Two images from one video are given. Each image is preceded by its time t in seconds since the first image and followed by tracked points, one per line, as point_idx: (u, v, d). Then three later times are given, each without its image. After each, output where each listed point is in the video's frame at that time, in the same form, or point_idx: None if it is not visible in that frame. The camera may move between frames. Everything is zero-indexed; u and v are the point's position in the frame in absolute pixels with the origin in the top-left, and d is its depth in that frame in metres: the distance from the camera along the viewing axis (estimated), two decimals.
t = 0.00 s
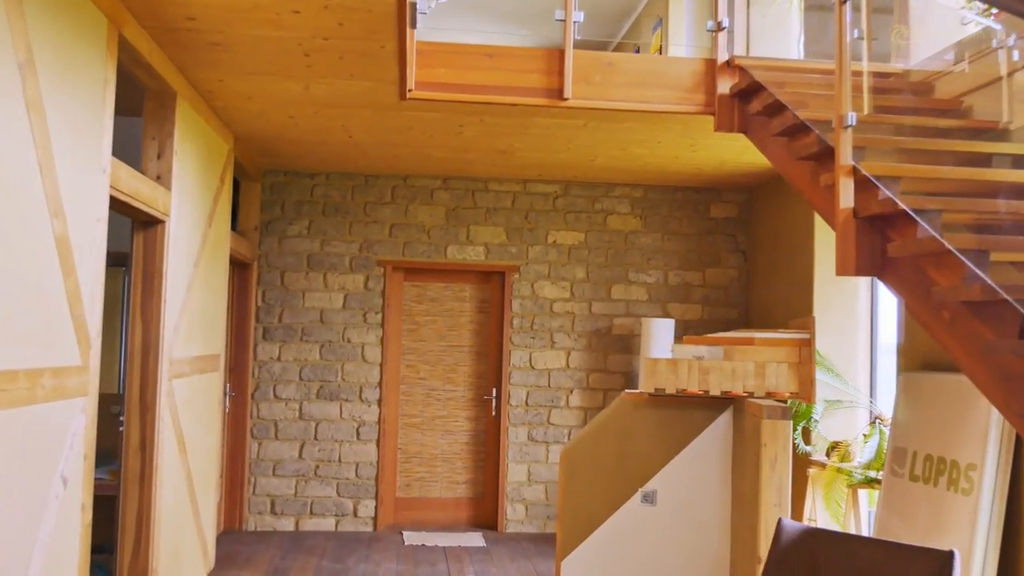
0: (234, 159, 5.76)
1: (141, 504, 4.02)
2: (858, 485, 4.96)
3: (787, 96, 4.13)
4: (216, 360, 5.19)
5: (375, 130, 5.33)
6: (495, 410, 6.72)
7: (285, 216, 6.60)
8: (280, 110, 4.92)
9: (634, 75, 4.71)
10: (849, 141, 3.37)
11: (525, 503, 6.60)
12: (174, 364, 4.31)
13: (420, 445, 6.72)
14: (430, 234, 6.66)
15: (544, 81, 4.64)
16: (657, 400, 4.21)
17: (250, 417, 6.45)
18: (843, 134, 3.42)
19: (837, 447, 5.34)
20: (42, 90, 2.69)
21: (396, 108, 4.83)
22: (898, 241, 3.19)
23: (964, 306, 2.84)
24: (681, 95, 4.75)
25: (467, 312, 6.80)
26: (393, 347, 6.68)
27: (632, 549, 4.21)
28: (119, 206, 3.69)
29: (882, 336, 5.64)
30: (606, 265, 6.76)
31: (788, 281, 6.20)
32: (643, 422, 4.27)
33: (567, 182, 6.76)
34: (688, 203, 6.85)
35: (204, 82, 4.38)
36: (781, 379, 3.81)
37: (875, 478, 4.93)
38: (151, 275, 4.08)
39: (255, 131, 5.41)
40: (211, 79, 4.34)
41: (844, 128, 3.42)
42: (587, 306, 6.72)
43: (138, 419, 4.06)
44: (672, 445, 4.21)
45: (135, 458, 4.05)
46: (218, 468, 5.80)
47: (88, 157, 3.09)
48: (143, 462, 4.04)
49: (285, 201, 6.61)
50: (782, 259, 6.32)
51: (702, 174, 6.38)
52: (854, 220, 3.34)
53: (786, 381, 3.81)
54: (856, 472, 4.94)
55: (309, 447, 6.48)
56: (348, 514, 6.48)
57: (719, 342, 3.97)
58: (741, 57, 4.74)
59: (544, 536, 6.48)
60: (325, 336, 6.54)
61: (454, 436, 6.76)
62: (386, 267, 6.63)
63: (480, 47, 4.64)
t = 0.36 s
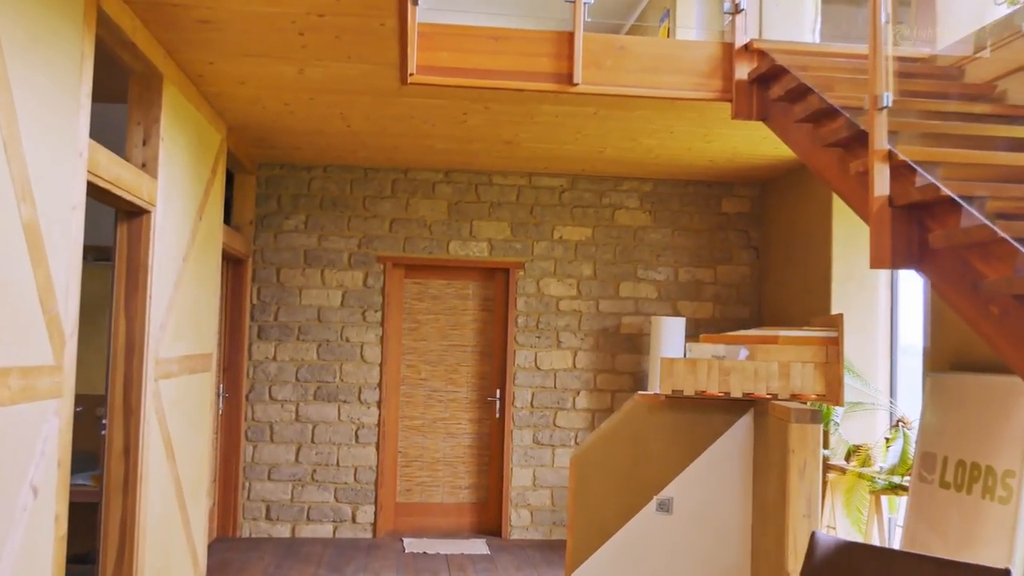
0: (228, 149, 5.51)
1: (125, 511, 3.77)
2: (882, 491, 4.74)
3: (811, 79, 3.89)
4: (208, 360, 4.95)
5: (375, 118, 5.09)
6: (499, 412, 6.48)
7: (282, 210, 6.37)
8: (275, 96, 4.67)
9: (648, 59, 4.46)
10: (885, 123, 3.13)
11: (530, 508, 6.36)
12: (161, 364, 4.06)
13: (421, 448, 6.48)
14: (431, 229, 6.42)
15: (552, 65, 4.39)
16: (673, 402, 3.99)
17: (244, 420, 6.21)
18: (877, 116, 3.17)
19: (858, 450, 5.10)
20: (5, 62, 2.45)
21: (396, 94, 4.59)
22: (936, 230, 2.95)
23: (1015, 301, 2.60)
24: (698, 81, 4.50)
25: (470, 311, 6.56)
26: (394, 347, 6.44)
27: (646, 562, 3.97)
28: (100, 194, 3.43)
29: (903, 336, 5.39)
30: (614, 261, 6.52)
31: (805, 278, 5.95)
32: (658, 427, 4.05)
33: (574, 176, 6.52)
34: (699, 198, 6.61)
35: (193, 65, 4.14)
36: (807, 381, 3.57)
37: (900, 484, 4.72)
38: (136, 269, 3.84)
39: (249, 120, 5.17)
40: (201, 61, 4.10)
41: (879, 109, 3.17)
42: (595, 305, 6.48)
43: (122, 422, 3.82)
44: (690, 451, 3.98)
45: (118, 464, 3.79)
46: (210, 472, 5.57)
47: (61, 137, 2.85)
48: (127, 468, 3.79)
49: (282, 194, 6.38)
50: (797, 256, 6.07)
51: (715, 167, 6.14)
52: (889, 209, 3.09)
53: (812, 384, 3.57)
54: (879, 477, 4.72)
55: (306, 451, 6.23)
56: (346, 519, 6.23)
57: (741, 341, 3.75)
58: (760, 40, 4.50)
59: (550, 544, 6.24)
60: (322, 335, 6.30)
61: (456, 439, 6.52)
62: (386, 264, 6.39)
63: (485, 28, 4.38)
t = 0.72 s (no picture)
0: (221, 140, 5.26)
1: (110, 523, 3.52)
2: (911, 498, 4.54)
3: (840, 61, 3.64)
4: (199, 360, 4.70)
5: (375, 106, 4.84)
6: (504, 414, 6.24)
7: (278, 204, 6.12)
8: (270, 82, 4.43)
9: (664, 42, 4.20)
10: (930, 104, 2.89)
11: (536, 514, 6.12)
12: (148, 365, 3.82)
13: (423, 452, 6.24)
14: (433, 224, 6.18)
15: (563, 48, 4.12)
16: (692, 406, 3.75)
17: (239, 422, 5.96)
18: (920, 96, 2.92)
19: (882, 456, 4.87)
20: None
21: (398, 80, 4.34)
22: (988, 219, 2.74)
23: None
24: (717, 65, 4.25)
25: (473, 309, 6.32)
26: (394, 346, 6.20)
27: None
28: (79, 182, 3.18)
29: (928, 335, 5.15)
30: (623, 257, 6.28)
31: (824, 275, 5.72)
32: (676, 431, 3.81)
33: (582, 169, 6.28)
34: (711, 191, 6.38)
35: (182, 47, 3.89)
36: (841, 383, 3.34)
37: (930, 491, 4.49)
38: (121, 266, 3.59)
39: (242, 108, 4.92)
40: (190, 43, 3.85)
41: (923, 90, 2.92)
42: (603, 302, 6.24)
43: (106, 428, 3.57)
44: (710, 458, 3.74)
45: (102, 473, 3.56)
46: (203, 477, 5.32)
47: (33, 118, 2.59)
48: (112, 477, 3.55)
49: (278, 188, 6.13)
50: (815, 251, 5.84)
51: (729, 159, 5.90)
52: (934, 196, 2.87)
53: (846, 386, 3.35)
54: (908, 485, 4.53)
55: (302, 455, 5.99)
56: (345, 526, 5.99)
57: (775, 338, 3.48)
58: (782, 22, 4.25)
59: (557, 551, 6.00)
60: (320, 334, 6.05)
61: (459, 442, 6.28)
62: (386, 260, 6.14)
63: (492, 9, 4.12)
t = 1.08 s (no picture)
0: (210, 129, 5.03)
1: (87, 533, 3.28)
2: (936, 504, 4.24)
3: (867, 37, 3.41)
4: (187, 360, 4.47)
5: (371, 92, 4.60)
6: (507, 416, 6.00)
7: (272, 197, 5.89)
8: (259, 64, 4.19)
9: (677, 21, 3.96)
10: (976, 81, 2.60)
11: (540, 520, 5.87)
12: (130, 364, 3.57)
13: (423, 455, 6.01)
14: (434, 218, 5.94)
15: (569, 27, 3.88)
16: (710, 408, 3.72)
17: (231, 425, 5.73)
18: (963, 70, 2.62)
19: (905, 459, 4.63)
20: None
21: (395, 61, 4.10)
22: None
23: None
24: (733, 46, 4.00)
25: (475, 307, 6.08)
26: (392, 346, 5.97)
27: None
28: (48, 164, 2.94)
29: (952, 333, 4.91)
30: (630, 253, 6.04)
31: (840, 271, 5.48)
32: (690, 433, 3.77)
33: (588, 160, 6.04)
34: (722, 184, 6.14)
35: (164, 25, 3.65)
36: (873, 384, 3.11)
37: (955, 496, 4.20)
38: (99, 258, 3.35)
39: (232, 93, 4.69)
40: (172, 19, 3.61)
41: (966, 63, 2.61)
42: (610, 300, 6.00)
43: (83, 432, 3.33)
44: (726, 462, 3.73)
45: (79, 479, 3.31)
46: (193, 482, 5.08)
47: None
48: (89, 484, 3.30)
49: (271, 181, 5.90)
50: (830, 246, 5.60)
51: (740, 150, 5.66)
52: (981, 178, 2.65)
53: (879, 386, 3.12)
54: (932, 489, 4.23)
55: (297, 458, 5.75)
56: (341, 532, 5.75)
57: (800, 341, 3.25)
58: None
59: (562, 559, 5.75)
60: (315, 333, 5.82)
61: (460, 445, 6.04)
62: (384, 256, 5.91)
63: None
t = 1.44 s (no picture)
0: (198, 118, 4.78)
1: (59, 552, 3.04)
2: (966, 515, 4.02)
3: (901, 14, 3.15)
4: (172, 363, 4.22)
5: (367, 79, 4.36)
6: (509, 420, 5.77)
7: (264, 192, 5.65)
8: (247, 48, 3.94)
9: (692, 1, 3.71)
10: None
11: (544, 528, 5.63)
12: (106, 367, 3.33)
13: (422, 460, 5.77)
14: (433, 213, 5.70)
15: (577, 8, 3.62)
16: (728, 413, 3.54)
17: (222, 429, 5.48)
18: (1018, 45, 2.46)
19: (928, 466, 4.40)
20: None
21: (392, 44, 3.85)
22: None
23: None
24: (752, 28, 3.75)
25: (476, 306, 5.84)
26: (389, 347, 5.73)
27: None
28: (12, 149, 2.70)
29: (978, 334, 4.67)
30: (638, 249, 5.80)
31: (858, 268, 5.24)
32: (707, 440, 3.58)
33: (593, 153, 5.80)
34: (733, 178, 5.89)
35: (144, 3, 3.41)
36: (907, 390, 2.88)
37: (987, 507, 3.99)
38: (73, 253, 3.11)
39: (220, 81, 4.45)
40: None
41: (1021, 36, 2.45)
42: (616, 298, 5.76)
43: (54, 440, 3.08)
44: (745, 473, 3.53)
45: (49, 492, 3.06)
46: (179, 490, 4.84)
47: None
48: (61, 498, 3.06)
49: (264, 174, 5.66)
50: (848, 242, 5.36)
51: (754, 142, 5.42)
52: None
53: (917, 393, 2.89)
54: (963, 499, 4.01)
55: (290, 464, 5.51)
56: (337, 541, 5.51)
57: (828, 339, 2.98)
58: None
59: (567, 569, 5.51)
60: (310, 333, 5.57)
61: (461, 450, 5.79)
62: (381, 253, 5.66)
63: None
